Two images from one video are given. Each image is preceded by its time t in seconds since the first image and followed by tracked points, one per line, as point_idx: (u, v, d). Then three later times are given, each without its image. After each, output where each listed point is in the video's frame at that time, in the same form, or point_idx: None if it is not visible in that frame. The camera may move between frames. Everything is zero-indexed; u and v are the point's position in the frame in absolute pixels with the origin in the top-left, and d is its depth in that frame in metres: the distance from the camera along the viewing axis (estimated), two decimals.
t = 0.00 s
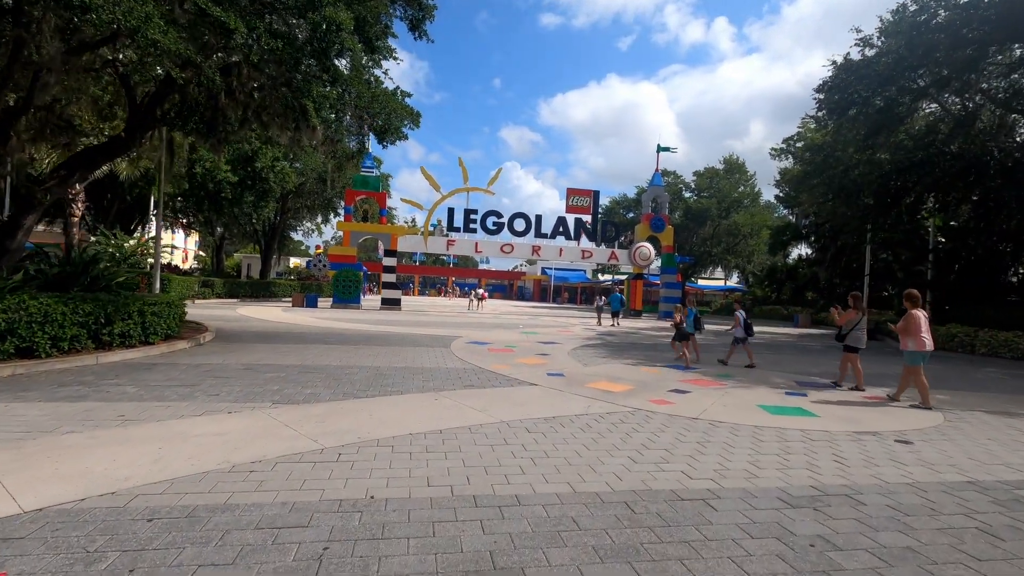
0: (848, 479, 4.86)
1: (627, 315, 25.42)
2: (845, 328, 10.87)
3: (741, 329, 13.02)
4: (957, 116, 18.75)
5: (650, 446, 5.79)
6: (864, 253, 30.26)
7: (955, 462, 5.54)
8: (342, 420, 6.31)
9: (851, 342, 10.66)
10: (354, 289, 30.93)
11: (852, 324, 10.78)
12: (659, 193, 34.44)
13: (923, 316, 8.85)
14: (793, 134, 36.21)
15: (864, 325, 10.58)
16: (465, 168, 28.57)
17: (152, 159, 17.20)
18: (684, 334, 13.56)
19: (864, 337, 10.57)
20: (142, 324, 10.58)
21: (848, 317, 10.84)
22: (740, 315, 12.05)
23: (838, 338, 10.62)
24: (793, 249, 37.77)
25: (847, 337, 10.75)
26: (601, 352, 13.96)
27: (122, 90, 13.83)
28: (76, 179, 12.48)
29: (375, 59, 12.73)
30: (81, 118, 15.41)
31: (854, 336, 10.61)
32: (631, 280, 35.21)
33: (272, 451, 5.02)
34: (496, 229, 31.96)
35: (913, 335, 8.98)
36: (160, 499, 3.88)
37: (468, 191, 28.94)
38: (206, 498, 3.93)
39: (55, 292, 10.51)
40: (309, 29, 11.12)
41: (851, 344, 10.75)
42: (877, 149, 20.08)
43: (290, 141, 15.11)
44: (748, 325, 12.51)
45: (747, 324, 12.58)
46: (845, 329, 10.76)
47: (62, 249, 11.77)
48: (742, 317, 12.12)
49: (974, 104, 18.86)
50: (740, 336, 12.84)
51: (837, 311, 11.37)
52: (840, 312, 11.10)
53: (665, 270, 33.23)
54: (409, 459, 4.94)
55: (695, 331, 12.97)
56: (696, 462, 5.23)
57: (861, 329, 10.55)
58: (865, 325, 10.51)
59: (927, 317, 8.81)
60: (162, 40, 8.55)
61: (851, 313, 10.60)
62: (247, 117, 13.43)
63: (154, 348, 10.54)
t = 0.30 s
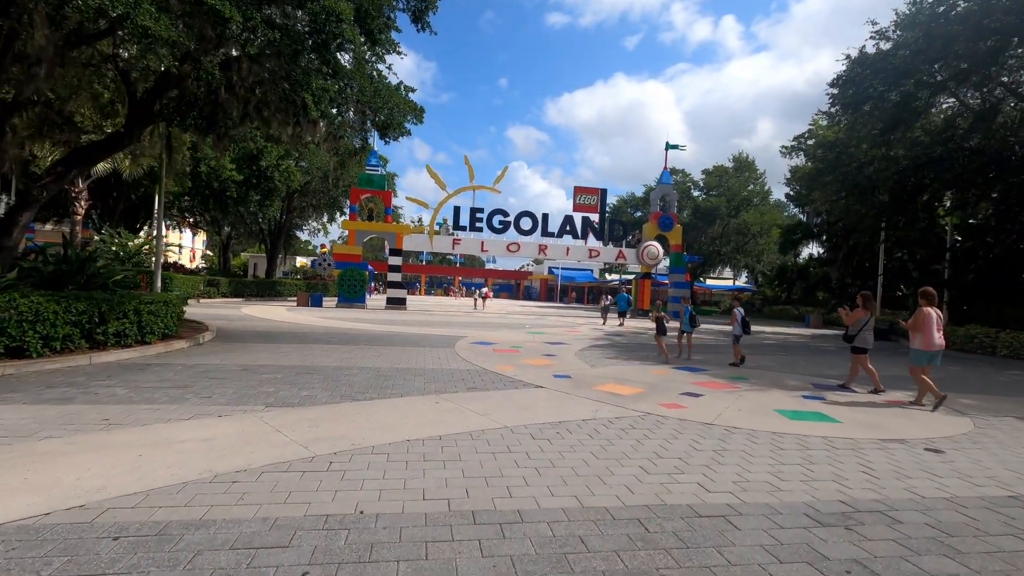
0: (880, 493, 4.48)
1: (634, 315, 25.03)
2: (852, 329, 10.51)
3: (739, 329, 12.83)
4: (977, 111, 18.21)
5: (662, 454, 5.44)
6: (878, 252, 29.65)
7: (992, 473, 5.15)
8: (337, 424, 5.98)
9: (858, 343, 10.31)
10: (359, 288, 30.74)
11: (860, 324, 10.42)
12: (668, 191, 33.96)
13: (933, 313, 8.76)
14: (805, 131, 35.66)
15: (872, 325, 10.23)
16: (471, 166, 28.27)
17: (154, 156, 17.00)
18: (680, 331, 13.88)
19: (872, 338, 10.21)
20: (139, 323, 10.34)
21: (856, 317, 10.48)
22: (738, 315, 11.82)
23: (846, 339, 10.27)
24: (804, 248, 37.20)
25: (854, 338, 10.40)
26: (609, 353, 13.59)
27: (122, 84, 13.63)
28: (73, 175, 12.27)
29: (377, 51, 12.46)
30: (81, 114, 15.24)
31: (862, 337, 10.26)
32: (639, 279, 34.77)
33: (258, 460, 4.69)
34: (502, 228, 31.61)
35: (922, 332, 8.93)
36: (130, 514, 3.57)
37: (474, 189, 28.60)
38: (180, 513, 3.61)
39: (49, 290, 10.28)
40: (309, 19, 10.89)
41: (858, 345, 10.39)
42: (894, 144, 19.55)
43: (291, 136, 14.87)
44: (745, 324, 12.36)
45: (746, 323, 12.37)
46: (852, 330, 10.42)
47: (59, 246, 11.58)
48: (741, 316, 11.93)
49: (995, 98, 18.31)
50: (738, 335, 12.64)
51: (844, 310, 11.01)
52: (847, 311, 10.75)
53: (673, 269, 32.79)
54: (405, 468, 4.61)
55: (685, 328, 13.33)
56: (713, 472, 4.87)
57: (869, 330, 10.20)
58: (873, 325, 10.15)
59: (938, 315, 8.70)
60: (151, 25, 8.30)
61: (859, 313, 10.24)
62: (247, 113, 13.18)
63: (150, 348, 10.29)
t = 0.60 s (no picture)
0: (915, 514, 4.11)
1: (640, 316, 24.62)
2: (859, 329, 10.07)
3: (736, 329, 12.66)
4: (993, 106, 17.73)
5: (675, 466, 5.07)
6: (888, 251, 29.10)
7: None
8: (327, 434, 5.65)
9: (864, 345, 9.88)
10: (362, 288, 30.48)
11: (867, 324, 10.00)
12: (674, 190, 33.50)
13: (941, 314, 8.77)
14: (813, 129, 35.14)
15: (879, 326, 9.81)
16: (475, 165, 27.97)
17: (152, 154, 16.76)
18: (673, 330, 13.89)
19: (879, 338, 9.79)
20: (131, 325, 10.08)
21: (863, 317, 10.05)
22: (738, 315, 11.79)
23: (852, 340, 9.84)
24: (812, 247, 36.68)
25: (861, 339, 9.96)
26: (614, 355, 13.21)
27: (117, 81, 13.39)
28: (66, 173, 12.01)
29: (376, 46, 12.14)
30: (78, 112, 15.01)
31: (869, 338, 9.83)
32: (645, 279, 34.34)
33: (239, 475, 4.36)
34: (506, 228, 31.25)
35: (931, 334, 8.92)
36: (91, 541, 3.25)
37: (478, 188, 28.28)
38: (147, 540, 3.30)
39: (39, 292, 10.03)
40: (305, 11, 10.60)
41: (865, 346, 9.97)
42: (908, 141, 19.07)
43: (290, 133, 14.58)
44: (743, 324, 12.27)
45: (743, 323, 12.24)
46: (859, 330, 9.97)
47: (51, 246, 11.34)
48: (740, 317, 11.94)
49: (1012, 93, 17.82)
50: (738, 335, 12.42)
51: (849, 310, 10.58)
52: (853, 311, 10.31)
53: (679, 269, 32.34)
54: (398, 485, 4.27)
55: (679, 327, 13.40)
56: (731, 489, 4.51)
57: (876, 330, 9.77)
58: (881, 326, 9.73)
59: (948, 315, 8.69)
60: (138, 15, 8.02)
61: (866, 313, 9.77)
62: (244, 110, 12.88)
63: (143, 351, 10.01)
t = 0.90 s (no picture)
0: (947, 531, 3.74)
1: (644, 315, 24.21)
2: (859, 328, 9.77)
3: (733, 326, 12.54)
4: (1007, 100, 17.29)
5: (683, 476, 4.71)
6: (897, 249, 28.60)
7: None
8: (313, 441, 5.31)
9: (865, 344, 9.57)
10: (363, 287, 30.12)
11: (867, 323, 9.70)
12: (678, 188, 33.07)
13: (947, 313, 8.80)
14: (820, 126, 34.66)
15: (880, 325, 9.51)
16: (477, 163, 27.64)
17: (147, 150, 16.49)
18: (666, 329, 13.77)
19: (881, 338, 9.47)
20: (119, 325, 9.77)
21: (863, 316, 9.76)
22: (734, 313, 11.67)
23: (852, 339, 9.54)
24: (819, 246, 36.18)
25: (861, 338, 9.66)
26: (618, 356, 12.84)
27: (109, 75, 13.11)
28: (54, 169, 11.70)
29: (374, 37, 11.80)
30: (71, 108, 14.75)
31: (869, 338, 9.54)
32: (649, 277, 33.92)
33: (211, 488, 4.03)
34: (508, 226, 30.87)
35: (933, 333, 9.03)
36: (34, 565, 2.92)
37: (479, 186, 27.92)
38: (99, 562, 2.97)
39: (24, 290, 9.74)
40: None
41: (866, 346, 9.64)
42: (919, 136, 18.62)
43: (286, 128, 14.25)
44: (738, 321, 12.16)
45: (739, 321, 12.18)
46: (859, 329, 9.68)
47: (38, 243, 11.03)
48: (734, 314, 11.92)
49: None
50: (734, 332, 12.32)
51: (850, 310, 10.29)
52: (853, 311, 10.02)
53: (684, 268, 31.94)
54: (383, 498, 3.93)
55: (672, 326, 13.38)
56: (745, 502, 4.15)
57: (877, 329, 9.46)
58: (881, 324, 9.44)
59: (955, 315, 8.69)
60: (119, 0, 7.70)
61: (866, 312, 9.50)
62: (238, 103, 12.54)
63: (132, 351, 9.72)
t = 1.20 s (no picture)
0: (988, 563, 3.37)
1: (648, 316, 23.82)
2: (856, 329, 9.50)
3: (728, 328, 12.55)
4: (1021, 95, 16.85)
5: (694, 495, 4.35)
6: (905, 249, 28.11)
7: None
8: (296, 454, 4.96)
9: (861, 346, 9.31)
10: (363, 288, 29.82)
11: (863, 325, 9.43)
12: (683, 187, 32.62)
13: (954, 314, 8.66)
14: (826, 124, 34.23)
15: (877, 326, 9.24)
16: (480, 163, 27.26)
17: (140, 148, 16.24)
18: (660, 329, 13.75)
19: (877, 339, 9.19)
20: (107, 328, 9.48)
21: (860, 317, 9.51)
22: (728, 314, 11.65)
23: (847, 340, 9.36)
24: (825, 246, 35.70)
25: (857, 339, 9.39)
26: (623, 359, 12.46)
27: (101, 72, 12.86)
28: (42, 168, 11.43)
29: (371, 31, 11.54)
30: (64, 106, 14.50)
31: (865, 339, 9.28)
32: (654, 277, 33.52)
33: (179, 512, 3.70)
34: (510, 226, 30.46)
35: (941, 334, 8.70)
36: None
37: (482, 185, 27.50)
38: None
39: (9, 292, 9.46)
40: None
41: (862, 347, 9.37)
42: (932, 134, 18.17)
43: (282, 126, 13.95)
44: (732, 324, 12.13)
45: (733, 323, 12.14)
46: (855, 330, 9.42)
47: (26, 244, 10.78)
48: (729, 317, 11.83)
49: None
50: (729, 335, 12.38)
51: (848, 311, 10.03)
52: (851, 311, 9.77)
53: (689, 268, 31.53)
54: (365, 525, 3.57)
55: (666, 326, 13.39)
56: (762, 527, 3.79)
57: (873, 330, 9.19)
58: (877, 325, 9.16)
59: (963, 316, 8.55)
60: None
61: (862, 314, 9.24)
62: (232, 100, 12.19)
63: (120, 355, 9.41)
